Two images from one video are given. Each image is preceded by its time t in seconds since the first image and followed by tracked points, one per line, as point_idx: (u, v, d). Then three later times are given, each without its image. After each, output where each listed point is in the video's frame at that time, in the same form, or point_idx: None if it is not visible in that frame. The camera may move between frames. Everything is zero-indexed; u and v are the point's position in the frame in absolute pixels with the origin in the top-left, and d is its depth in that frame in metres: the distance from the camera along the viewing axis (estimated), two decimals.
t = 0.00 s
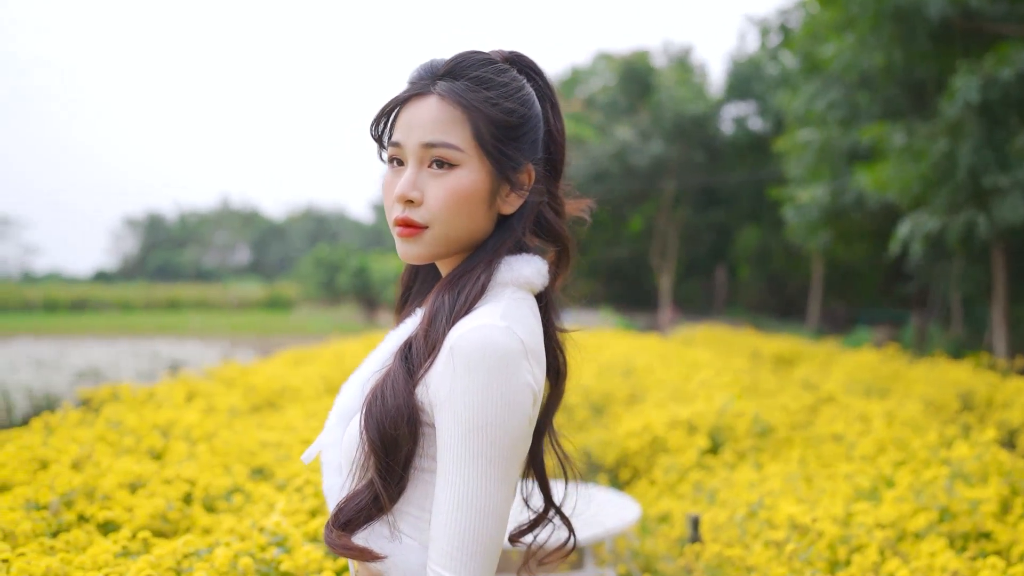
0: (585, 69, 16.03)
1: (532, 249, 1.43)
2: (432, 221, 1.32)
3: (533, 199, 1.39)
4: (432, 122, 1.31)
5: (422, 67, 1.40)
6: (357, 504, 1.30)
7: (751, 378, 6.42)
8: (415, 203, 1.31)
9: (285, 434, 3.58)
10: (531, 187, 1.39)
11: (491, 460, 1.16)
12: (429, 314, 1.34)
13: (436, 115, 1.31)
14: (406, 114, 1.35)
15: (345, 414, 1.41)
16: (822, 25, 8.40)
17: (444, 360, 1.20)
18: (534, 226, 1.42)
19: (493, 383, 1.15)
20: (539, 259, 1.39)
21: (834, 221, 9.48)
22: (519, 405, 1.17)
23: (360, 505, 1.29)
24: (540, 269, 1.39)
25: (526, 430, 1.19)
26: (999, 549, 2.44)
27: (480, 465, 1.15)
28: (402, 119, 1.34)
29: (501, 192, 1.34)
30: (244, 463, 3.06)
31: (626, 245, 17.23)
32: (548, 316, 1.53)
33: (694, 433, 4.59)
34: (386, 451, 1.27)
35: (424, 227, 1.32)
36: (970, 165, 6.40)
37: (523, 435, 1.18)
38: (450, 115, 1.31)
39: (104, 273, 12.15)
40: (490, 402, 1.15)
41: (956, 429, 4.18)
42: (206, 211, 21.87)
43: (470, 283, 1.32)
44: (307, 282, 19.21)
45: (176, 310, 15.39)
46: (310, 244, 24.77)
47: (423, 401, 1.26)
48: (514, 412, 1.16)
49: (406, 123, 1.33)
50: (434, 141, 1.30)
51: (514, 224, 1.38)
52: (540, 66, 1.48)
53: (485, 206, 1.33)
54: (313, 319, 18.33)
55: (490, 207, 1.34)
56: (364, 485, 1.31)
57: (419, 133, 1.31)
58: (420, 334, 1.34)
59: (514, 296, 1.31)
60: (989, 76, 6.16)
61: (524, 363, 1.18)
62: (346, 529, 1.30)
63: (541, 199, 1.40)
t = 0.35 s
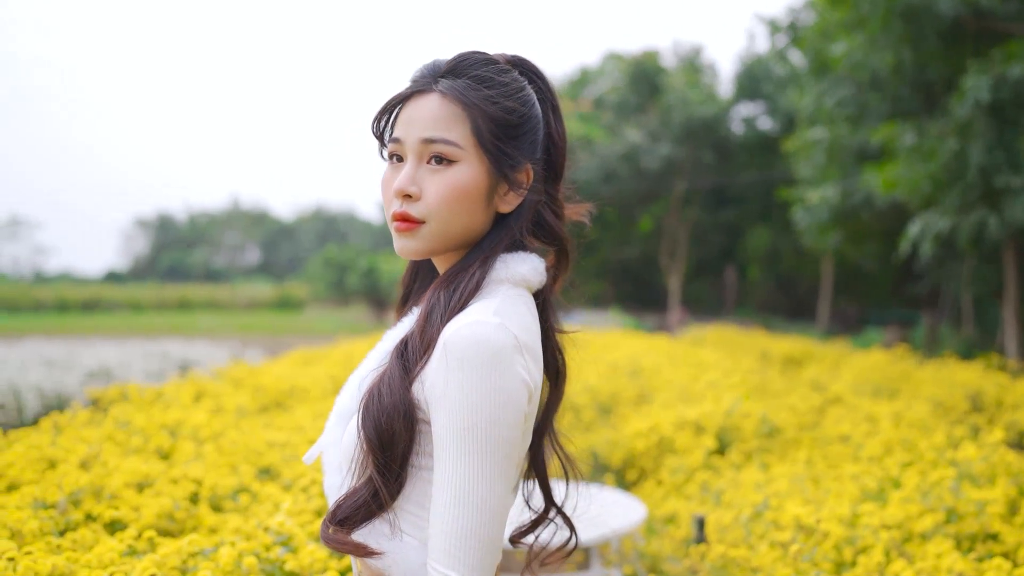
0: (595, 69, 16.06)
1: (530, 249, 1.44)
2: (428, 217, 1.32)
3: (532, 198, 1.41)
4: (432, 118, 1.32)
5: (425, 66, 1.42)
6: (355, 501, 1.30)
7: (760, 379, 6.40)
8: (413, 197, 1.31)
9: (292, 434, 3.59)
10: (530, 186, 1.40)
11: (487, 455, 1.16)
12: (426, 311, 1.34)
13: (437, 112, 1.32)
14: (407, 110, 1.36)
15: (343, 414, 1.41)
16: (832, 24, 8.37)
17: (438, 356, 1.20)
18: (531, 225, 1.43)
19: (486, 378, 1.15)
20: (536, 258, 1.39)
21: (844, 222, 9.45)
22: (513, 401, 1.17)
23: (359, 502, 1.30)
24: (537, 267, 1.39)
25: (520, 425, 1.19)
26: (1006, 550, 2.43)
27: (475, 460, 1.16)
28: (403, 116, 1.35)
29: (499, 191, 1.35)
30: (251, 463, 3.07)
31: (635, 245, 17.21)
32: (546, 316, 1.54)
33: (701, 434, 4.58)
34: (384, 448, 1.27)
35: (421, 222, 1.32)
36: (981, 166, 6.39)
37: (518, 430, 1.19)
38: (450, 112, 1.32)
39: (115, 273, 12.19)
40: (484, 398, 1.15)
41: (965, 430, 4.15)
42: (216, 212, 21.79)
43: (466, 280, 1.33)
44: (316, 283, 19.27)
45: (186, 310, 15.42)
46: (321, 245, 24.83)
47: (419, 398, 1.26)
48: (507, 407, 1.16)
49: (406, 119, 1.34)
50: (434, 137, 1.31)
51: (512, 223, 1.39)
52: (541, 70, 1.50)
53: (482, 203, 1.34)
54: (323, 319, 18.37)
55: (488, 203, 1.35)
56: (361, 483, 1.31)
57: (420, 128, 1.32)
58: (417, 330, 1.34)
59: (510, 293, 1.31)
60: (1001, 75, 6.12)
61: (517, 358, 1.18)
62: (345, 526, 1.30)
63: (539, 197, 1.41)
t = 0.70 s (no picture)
0: (605, 70, 16.06)
1: (534, 249, 1.45)
2: (432, 213, 1.33)
3: (535, 198, 1.41)
4: (438, 116, 1.33)
5: (433, 66, 1.43)
6: (360, 500, 1.31)
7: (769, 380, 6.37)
8: (418, 193, 1.32)
9: (301, 434, 3.60)
10: (534, 186, 1.41)
11: (489, 452, 1.16)
12: (429, 309, 1.35)
13: (443, 110, 1.34)
14: (414, 108, 1.37)
15: (346, 414, 1.42)
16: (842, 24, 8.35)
17: (438, 355, 1.20)
18: (535, 225, 1.44)
19: (486, 376, 1.16)
20: (539, 257, 1.40)
21: (855, 222, 9.41)
22: (512, 398, 1.17)
23: (364, 501, 1.30)
24: (539, 266, 1.40)
25: (522, 422, 1.20)
26: (1015, 552, 2.42)
27: (477, 457, 1.16)
28: (410, 113, 1.37)
29: (503, 189, 1.36)
30: (260, 463, 3.09)
31: (645, 245, 17.17)
32: (549, 317, 1.54)
33: (710, 435, 4.57)
34: (388, 445, 1.28)
35: (425, 218, 1.33)
36: (993, 166, 6.35)
37: (520, 428, 1.19)
38: (457, 109, 1.33)
39: (127, 273, 12.25)
40: (484, 395, 1.16)
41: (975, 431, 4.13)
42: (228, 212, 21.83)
43: (468, 277, 1.34)
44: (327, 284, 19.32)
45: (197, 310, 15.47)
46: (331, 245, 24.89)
47: (422, 397, 1.27)
48: (507, 404, 1.17)
49: (413, 116, 1.36)
50: (440, 135, 1.32)
51: (515, 223, 1.40)
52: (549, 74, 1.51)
53: (486, 200, 1.35)
54: (334, 320, 18.41)
55: (492, 202, 1.36)
56: (367, 482, 1.31)
57: (426, 126, 1.33)
58: (420, 328, 1.35)
59: (513, 291, 1.32)
60: (1012, 74, 6.09)
61: (516, 356, 1.19)
62: (352, 524, 1.31)
63: (542, 198, 1.42)
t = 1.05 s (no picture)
0: (616, 70, 16.04)
1: (541, 248, 1.45)
2: (441, 209, 1.33)
3: (543, 197, 1.43)
4: (450, 114, 1.35)
5: (444, 66, 1.45)
6: (374, 500, 1.33)
7: (781, 380, 6.36)
8: (427, 188, 1.33)
9: (310, 434, 3.62)
10: (543, 185, 1.41)
11: (500, 450, 1.17)
12: (440, 309, 1.36)
13: (455, 107, 1.35)
14: (426, 106, 1.39)
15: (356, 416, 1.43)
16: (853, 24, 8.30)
17: (448, 354, 1.21)
18: (543, 226, 1.45)
19: (496, 374, 1.16)
20: (545, 257, 1.41)
21: (866, 222, 9.37)
22: (522, 395, 1.18)
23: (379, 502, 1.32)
24: (545, 266, 1.40)
25: (533, 419, 1.21)
26: None
27: (489, 454, 1.17)
28: (421, 111, 1.38)
29: (512, 187, 1.37)
30: (270, 462, 3.11)
31: (655, 245, 17.15)
32: (556, 318, 1.55)
33: (720, 435, 4.56)
34: (400, 447, 1.28)
35: (434, 214, 1.33)
36: (1006, 165, 6.26)
37: (530, 425, 1.20)
38: (468, 107, 1.35)
39: (140, 274, 12.30)
40: (495, 393, 1.16)
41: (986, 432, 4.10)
42: (239, 212, 21.87)
43: (476, 276, 1.35)
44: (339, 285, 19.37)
45: (209, 311, 15.51)
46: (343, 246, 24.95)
47: (433, 397, 1.28)
48: (518, 402, 1.17)
49: (425, 114, 1.37)
50: (451, 132, 1.34)
51: (523, 221, 1.41)
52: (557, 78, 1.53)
53: (495, 197, 1.35)
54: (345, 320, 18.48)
55: (501, 198, 1.36)
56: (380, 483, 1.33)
57: (437, 123, 1.35)
58: (430, 328, 1.36)
59: (522, 290, 1.33)
60: None
61: (525, 353, 1.19)
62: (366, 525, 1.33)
63: (550, 198, 1.43)
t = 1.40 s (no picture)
0: (630, 71, 16.02)
1: (550, 249, 1.46)
2: (452, 207, 1.34)
3: (553, 197, 1.44)
4: (462, 113, 1.36)
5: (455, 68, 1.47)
6: (393, 502, 1.33)
7: (793, 381, 6.33)
8: (439, 187, 1.34)
9: (322, 434, 3.64)
10: (552, 186, 1.42)
11: (522, 449, 1.18)
12: (454, 310, 1.37)
13: (467, 107, 1.37)
14: (438, 106, 1.40)
15: (371, 418, 1.43)
16: (868, 23, 8.26)
17: (466, 355, 1.22)
18: (552, 226, 1.45)
19: (515, 374, 1.17)
20: (556, 257, 1.42)
21: (881, 222, 9.31)
22: (541, 394, 1.19)
23: (398, 503, 1.32)
24: (556, 267, 1.41)
25: (552, 418, 1.21)
26: None
27: (511, 453, 1.17)
28: (434, 111, 1.40)
29: (523, 188, 1.38)
30: (283, 461, 3.13)
31: (669, 245, 17.09)
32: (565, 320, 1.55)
33: (731, 436, 4.55)
34: (419, 448, 1.29)
35: (445, 212, 1.34)
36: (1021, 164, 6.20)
37: (550, 424, 1.20)
38: (480, 108, 1.36)
39: (157, 274, 12.37)
40: (514, 392, 1.17)
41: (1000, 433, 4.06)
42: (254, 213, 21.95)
43: (490, 276, 1.36)
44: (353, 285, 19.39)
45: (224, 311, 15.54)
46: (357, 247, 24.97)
47: (452, 398, 1.29)
48: (538, 400, 1.18)
49: (437, 114, 1.38)
50: (463, 131, 1.35)
51: (533, 222, 1.42)
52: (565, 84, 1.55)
53: (506, 196, 1.36)
54: (359, 320, 18.48)
55: (512, 198, 1.37)
56: (398, 484, 1.33)
57: (449, 123, 1.36)
58: (445, 330, 1.37)
59: (535, 290, 1.34)
60: None
61: (542, 351, 1.20)
62: (386, 526, 1.33)
63: (559, 198, 1.44)
